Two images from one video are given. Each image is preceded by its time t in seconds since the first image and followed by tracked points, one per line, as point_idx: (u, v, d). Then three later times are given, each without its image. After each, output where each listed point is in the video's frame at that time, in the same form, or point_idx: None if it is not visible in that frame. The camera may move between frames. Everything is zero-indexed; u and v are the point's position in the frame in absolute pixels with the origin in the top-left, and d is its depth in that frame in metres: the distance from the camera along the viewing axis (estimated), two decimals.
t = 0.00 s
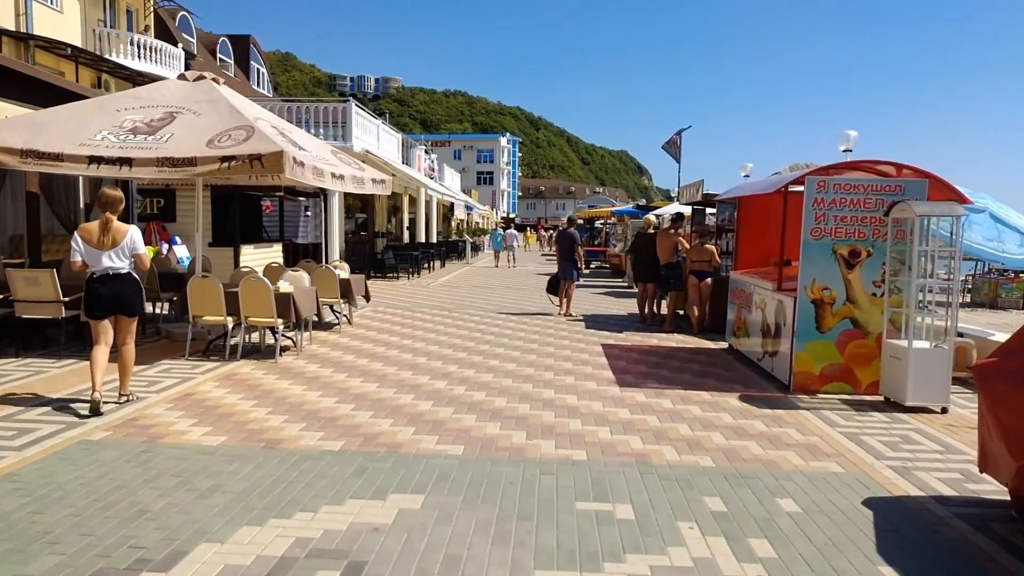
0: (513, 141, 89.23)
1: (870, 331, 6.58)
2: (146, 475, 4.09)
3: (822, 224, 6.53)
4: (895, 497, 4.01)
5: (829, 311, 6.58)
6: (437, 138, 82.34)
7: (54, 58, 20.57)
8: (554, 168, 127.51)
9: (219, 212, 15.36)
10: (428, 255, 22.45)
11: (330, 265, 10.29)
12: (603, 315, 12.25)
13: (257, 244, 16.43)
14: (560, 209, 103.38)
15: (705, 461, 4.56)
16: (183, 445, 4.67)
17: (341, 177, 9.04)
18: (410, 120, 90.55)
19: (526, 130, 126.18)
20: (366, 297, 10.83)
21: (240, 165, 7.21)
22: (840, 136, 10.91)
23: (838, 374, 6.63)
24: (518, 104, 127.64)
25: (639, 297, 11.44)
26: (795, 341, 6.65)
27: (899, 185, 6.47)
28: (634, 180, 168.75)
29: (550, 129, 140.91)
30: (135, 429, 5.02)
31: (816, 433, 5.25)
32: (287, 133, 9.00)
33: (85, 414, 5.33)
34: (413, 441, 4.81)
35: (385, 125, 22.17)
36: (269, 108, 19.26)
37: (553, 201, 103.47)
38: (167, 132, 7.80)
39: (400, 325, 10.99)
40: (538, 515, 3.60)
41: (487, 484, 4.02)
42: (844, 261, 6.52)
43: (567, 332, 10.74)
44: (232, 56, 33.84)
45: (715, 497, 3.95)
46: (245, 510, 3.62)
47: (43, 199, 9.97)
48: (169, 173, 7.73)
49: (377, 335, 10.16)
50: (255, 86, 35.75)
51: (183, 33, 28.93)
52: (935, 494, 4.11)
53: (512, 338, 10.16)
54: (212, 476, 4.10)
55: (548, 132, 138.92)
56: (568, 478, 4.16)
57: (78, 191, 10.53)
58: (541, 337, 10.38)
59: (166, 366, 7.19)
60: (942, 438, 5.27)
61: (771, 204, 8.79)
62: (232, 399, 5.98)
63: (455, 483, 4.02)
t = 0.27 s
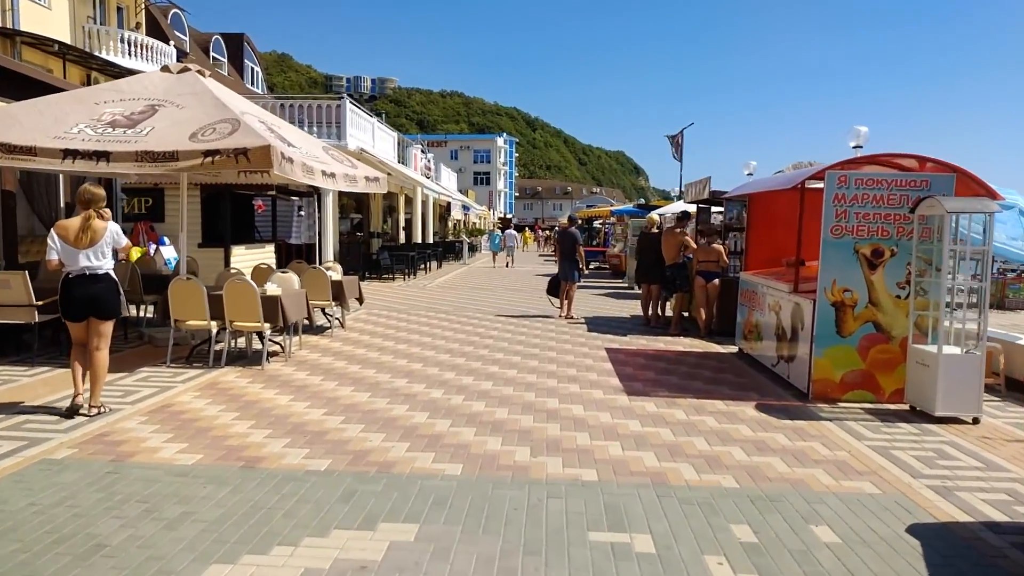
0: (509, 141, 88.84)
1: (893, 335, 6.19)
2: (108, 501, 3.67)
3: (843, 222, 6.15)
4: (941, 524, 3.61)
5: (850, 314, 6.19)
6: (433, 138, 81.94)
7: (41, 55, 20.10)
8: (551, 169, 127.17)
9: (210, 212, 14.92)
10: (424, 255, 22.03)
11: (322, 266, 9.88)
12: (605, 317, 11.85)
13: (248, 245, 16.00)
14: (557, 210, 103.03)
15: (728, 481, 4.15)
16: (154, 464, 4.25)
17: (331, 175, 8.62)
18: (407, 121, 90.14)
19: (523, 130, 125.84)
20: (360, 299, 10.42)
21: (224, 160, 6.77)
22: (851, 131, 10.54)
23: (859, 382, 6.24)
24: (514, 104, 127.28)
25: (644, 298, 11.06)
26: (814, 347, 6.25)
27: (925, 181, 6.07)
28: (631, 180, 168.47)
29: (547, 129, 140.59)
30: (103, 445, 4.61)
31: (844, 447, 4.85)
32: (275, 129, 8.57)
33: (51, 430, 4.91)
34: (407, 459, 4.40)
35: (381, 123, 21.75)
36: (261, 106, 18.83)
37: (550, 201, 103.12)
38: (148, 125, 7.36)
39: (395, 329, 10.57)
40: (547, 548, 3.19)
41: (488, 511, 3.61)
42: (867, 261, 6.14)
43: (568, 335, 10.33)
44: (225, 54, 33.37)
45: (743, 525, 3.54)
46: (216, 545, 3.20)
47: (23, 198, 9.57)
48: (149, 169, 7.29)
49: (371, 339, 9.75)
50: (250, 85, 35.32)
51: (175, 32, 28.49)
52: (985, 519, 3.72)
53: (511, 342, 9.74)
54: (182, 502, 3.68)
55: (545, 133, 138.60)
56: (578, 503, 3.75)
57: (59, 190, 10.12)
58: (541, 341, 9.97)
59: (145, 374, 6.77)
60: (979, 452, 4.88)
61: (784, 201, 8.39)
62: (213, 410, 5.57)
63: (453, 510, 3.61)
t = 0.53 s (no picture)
0: (503, 141, 88.45)
1: (919, 344, 5.81)
2: (60, 540, 3.23)
3: (865, 224, 5.77)
4: (1001, 565, 3.21)
5: (873, 322, 5.80)
6: (427, 138, 81.43)
7: (24, 50, 19.53)
8: (545, 169, 126.82)
9: (197, 212, 14.45)
10: (417, 257, 21.58)
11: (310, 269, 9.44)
12: (605, 322, 11.45)
13: (236, 246, 15.52)
14: (551, 211, 102.67)
15: (756, 511, 3.74)
16: (118, 492, 3.81)
17: (320, 174, 8.18)
18: (400, 120, 89.61)
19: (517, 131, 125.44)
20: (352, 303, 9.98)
21: (203, 156, 6.32)
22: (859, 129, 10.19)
23: (882, 395, 5.86)
24: (508, 104, 126.87)
25: (646, 302, 10.67)
26: (834, 357, 5.87)
27: (953, 180, 5.69)
28: (625, 181, 168.31)
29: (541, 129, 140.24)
30: (63, 469, 4.16)
31: (876, 469, 4.46)
32: (260, 124, 8.12)
33: (8, 451, 4.46)
34: (400, 486, 3.97)
35: (373, 121, 21.29)
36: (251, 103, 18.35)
37: (543, 202, 102.77)
38: (123, 120, 6.89)
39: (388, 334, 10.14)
40: None
41: (492, 551, 3.19)
42: (890, 266, 5.76)
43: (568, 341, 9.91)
44: (215, 51, 32.80)
45: (781, 568, 3.13)
46: None
47: None
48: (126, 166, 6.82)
49: (361, 345, 9.30)
50: (240, 83, 34.77)
51: (164, 27, 27.94)
52: None
53: (509, 348, 9.32)
54: (145, 540, 3.25)
55: (539, 133, 138.24)
56: (592, 540, 3.33)
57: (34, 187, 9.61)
58: (541, 348, 9.55)
59: (120, 385, 6.32)
60: (1021, 474, 4.50)
61: (796, 202, 8.01)
62: (189, 427, 5.12)
63: (452, 550, 3.18)
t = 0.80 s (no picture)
0: (501, 140, 88.00)
1: (953, 352, 5.42)
2: None
3: (898, 223, 5.38)
4: None
5: (904, 328, 5.41)
6: (425, 136, 80.99)
7: (12, 44, 19.07)
8: (543, 167, 126.41)
9: (189, 210, 13.98)
10: (415, 256, 21.16)
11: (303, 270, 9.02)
12: (610, 325, 11.05)
13: (229, 245, 15.07)
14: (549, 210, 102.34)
15: (797, 545, 3.34)
16: (80, 525, 3.39)
17: (314, 170, 7.76)
18: (397, 119, 89.14)
19: (515, 129, 125.05)
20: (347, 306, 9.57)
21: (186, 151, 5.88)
22: (874, 125, 9.82)
23: (914, 405, 5.47)
24: (505, 103, 126.47)
25: (653, 303, 10.29)
26: (864, 366, 5.48)
27: (991, 175, 5.31)
28: (623, 180, 167.98)
29: (539, 128, 139.81)
30: (23, 496, 3.74)
31: (922, 493, 4.05)
32: (250, 117, 7.70)
33: None
34: (397, 514, 3.56)
35: (370, 118, 20.87)
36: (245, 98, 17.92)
37: (541, 201, 102.40)
38: (103, 112, 6.43)
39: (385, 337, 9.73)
40: None
41: None
42: (923, 267, 5.36)
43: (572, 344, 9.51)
44: (210, 47, 32.32)
45: None
46: None
47: None
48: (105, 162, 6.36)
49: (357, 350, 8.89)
50: (236, 81, 34.30)
51: (157, 23, 27.48)
52: None
53: (512, 352, 8.91)
54: None
55: (537, 131, 137.84)
56: None
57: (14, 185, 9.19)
58: (544, 352, 9.14)
59: (98, 395, 5.90)
60: None
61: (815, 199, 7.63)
62: (168, 443, 4.70)
63: None
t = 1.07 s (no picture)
0: (499, 141, 87.63)
1: (993, 362, 5.03)
2: None
3: (933, 223, 4.97)
4: None
5: (941, 337, 5.02)
6: (423, 138, 80.63)
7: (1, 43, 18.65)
8: (541, 169, 126.08)
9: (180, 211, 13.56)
10: (413, 258, 20.76)
11: (296, 274, 8.63)
12: (615, 330, 10.68)
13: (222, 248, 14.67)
14: (548, 211, 102.03)
15: None
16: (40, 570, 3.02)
17: (306, 167, 7.34)
18: (396, 120, 88.77)
19: (513, 130, 124.71)
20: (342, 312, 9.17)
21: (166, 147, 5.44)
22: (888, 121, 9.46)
23: (951, 420, 5.08)
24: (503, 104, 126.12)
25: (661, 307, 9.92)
26: (897, 378, 5.08)
27: None
28: (621, 181, 167.73)
29: (537, 129, 139.50)
30: None
31: (973, 523, 3.68)
32: (238, 112, 7.29)
33: None
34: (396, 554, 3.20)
35: (366, 117, 20.45)
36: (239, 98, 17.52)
37: (540, 202, 102.06)
38: (77, 107, 5.98)
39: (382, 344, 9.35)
40: None
41: None
42: (961, 272, 4.98)
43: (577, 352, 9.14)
44: (204, 46, 31.87)
45: None
46: None
47: None
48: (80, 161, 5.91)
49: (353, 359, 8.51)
50: (232, 81, 33.88)
51: (151, 23, 27.07)
52: None
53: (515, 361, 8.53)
54: None
55: (535, 133, 137.54)
56: None
57: None
58: (548, 361, 8.78)
59: (73, 411, 5.54)
60: None
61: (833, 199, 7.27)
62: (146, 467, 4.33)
63: None
